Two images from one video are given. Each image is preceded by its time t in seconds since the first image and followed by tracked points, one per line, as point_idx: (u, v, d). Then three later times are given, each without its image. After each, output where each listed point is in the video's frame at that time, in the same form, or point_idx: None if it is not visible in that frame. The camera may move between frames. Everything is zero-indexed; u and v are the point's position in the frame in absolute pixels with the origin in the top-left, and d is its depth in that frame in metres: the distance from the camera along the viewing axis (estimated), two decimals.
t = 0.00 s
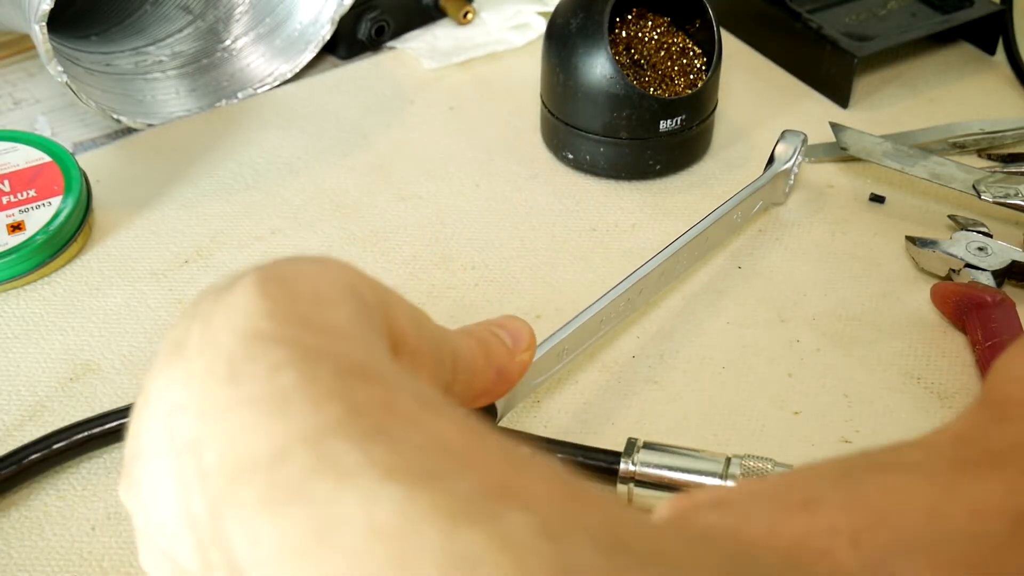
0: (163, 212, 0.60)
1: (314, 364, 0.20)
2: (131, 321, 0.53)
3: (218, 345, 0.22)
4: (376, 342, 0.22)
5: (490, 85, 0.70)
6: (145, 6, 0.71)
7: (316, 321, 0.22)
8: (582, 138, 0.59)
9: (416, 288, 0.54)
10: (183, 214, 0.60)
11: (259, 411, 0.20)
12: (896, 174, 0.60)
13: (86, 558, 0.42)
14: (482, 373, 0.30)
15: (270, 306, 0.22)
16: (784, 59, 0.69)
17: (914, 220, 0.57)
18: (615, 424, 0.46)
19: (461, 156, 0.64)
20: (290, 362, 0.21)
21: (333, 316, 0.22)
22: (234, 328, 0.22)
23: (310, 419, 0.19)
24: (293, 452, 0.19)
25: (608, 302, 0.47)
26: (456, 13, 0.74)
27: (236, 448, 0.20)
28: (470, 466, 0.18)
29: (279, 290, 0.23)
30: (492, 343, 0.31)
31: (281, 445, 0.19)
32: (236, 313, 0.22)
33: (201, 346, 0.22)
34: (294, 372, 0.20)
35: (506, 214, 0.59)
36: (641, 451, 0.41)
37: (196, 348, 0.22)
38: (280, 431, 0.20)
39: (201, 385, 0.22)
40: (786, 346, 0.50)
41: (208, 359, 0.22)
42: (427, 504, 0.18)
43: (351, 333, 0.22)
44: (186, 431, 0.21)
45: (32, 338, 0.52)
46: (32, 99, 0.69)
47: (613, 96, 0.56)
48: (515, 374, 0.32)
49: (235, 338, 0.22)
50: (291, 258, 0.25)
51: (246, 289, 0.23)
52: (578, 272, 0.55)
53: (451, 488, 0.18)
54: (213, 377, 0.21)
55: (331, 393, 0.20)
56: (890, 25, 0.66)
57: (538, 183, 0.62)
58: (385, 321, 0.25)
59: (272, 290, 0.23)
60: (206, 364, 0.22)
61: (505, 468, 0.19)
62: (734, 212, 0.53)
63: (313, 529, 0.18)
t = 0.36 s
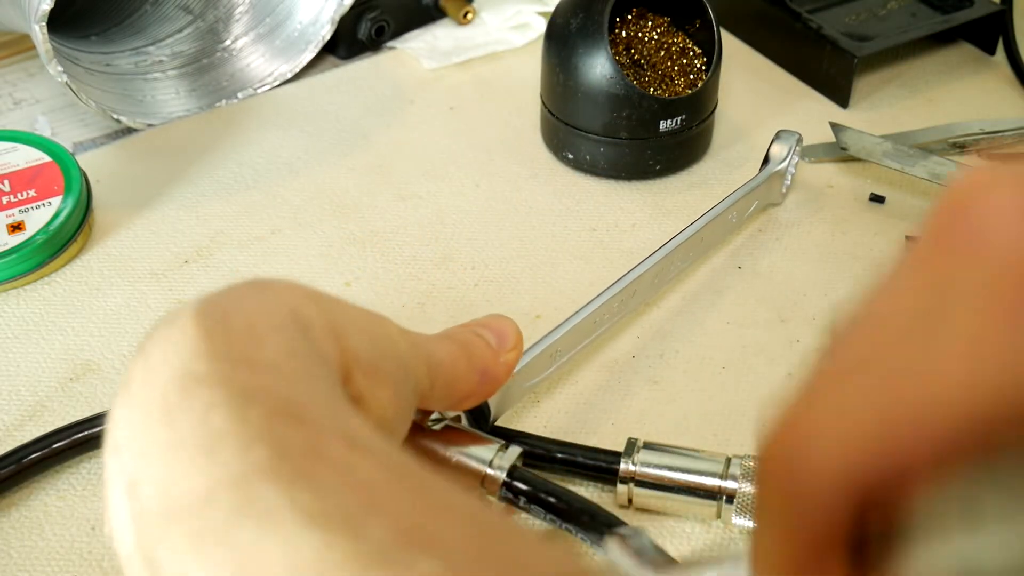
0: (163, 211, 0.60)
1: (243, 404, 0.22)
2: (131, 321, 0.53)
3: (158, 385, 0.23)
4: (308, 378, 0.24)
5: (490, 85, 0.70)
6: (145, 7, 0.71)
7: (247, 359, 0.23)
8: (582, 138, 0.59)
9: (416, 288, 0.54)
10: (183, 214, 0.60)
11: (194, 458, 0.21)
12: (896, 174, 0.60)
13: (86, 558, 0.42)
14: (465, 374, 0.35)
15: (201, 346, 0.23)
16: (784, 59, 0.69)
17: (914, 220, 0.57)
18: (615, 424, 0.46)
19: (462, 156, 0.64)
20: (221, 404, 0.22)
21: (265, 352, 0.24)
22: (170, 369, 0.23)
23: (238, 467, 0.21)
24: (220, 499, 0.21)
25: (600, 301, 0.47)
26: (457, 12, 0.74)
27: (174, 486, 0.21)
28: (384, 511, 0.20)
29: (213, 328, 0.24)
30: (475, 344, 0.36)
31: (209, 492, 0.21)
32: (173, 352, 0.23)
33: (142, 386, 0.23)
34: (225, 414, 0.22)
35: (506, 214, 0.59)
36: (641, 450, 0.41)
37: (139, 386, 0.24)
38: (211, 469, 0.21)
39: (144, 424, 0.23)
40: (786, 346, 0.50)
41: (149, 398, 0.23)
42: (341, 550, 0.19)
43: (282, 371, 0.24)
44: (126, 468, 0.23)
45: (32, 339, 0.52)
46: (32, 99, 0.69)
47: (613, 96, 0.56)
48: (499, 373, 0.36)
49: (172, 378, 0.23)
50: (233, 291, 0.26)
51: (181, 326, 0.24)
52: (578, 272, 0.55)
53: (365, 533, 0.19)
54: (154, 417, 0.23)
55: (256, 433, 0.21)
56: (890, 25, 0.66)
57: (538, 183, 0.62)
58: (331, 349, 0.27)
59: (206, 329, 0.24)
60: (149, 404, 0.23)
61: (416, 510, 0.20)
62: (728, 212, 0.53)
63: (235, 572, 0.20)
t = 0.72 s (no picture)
0: (163, 211, 0.60)
1: (235, 501, 0.21)
2: (132, 321, 0.53)
3: (141, 472, 0.22)
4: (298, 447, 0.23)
5: (490, 85, 0.70)
6: (145, 7, 0.71)
7: (232, 439, 0.22)
8: (582, 138, 0.59)
9: (416, 289, 0.54)
10: (183, 214, 0.60)
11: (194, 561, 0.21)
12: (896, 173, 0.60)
13: (86, 558, 0.42)
14: (452, 382, 0.35)
15: (184, 430, 0.22)
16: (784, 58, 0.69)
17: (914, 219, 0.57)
18: (615, 424, 0.46)
19: (462, 155, 0.64)
20: (211, 501, 0.21)
21: (254, 430, 0.23)
22: (153, 455, 0.22)
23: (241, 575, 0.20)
24: None
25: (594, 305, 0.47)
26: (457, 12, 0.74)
27: None
28: None
29: (195, 404, 0.23)
30: (459, 347, 0.36)
31: None
32: (155, 436, 0.22)
33: (126, 469, 0.23)
34: (216, 512, 0.21)
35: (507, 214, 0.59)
36: (641, 450, 0.40)
37: (122, 468, 0.23)
38: None
39: (130, 512, 0.22)
40: (786, 346, 0.50)
41: (134, 484, 0.22)
42: None
43: (271, 449, 0.23)
44: (117, 556, 0.22)
45: (32, 339, 0.52)
46: (31, 99, 0.69)
47: (613, 96, 0.56)
48: (487, 373, 0.36)
49: (156, 467, 0.22)
50: (210, 350, 0.25)
51: (161, 401, 0.23)
52: (578, 272, 0.55)
53: None
54: (140, 506, 0.22)
55: (250, 536, 0.20)
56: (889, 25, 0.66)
57: (538, 183, 0.62)
58: (313, 394, 0.26)
59: (189, 405, 0.23)
60: (133, 491, 0.22)
61: None
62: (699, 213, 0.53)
63: None
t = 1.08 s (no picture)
0: (162, 212, 0.60)
1: (228, 505, 0.21)
2: (132, 321, 0.53)
3: (128, 476, 0.22)
4: (287, 451, 0.23)
5: (490, 85, 0.70)
6: (145, 7, 0.71)
7: (223, 441, 0.22)
8: (582, 138, 0.59)
9: (415, 288, 0.54)
10: (183, 214, 0.60)
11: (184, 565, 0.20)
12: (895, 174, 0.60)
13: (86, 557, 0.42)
14: (441, 379, 0.35)
15: (176, 434, 0.22)
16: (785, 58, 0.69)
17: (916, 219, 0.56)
18: (615, 424, 0.46)
19: (462, 155, 0.64)
20: (205, 507, 0.21)
21: (245, 433, 0.23)
22: (143, 459, 0.22)
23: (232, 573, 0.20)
24: None
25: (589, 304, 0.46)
26: (457, 12, 0.74)
27: None
28: None
29: (186, 408, 0.23)
30: (446, 343, 0.36)
31: None
32: (145, 440, 0.22)
33: (115, 473, 0.22)
34: (208, 518, 0.21)
35: (507, 214, 0.59)
36: (641, 450, 0.40)
37: (108, 472, 0.22)
38: None
39: (120, 517, 0.22)
40: (787, 347, 0.50)
41: (123, 488, 0.22)
42: None
43: (263, 453, 0.23)
44: (104, 562, 0.21)
45: (32, 339, 0.52)
46: (32, 99, 0.69)
47: (613, 96, 0.56)
48: (475, 369, 0.37)
49: (144, 471, 0.22)
50: (199, 356, 0.25)
51: (151, 405, 0.23)
52: (578, 273, 0.55)
53: None
54: (131, 510, 0.22)
55: (244, 542, 0.20)
56: (889, 25, 0.66)
57: (538, 183, 0.62)
58: (300, 398, 0.27)
59: (180, 407, 0.23)
60: (121, 495, 0.22)
61: None
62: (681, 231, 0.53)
63: None
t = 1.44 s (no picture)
0: (162, 212, 0.60)
1: (224, 482, 0.20)
2: (132, 321, 0.53)
3: (126, 454, 0.21)
4: (284, 432, 0.23)
5: (490, 85, 0.70)
6: (145, 7, 0.71)
7: (220, 426, 0.22)
8: (582, 138, 0.59)
9: (415, 288, 0.54)
10: (184, 215, 0.60)
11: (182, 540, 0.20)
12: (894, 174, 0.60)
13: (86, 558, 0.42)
14: (436, 361, 0.36)
15: (172, 412, 0.22)
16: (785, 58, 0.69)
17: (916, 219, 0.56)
18: (615, 424, 0.46)
19: (462, 155, 0.64)
20: (201, 483, 0.20)
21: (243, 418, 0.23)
22: (137, 437, 0.22)
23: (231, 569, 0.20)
24: None
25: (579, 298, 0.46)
26: (456, 12, 0.74)
27: (153, 571, 0.20)
28: None
29: (181, 388, 0.23)
30: (441, 327, 0.37)
31: None
32: (140, 418, 0.22)
33: (109, 451, 0.22)
34: (204, 495, 0.20)
35: (507, 214, 0.59)
36: (640, 450, 0.40)
37: (104, 452, 0.22)
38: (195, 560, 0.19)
39: (115, 493, 0.21)
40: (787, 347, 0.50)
41: (117, 465, 0.21)
42: None
43: (260, 435, 0.23)
44: (94, 544, 0.21)
45: (32, 339, 0.52)
46: (32, 99, 0.69)
47: (613, 96, 0.56)
48: (470, 351, 0.37)
49: (143, 450, 0.21)
50: (192, 339, 0.25)
51: (145, 384, 0.23)
52: (578, 273, 0.55)
53: None
54: (125, 486, 0.21)
55: (238, 517, 0.20)
56: (889, 25, 0.66)
57: (538, 183, 0.62)
58: (294, 381, 0.27)
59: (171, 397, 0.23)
60: (117, 473, 0.21)
61: None
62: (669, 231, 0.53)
63: None
